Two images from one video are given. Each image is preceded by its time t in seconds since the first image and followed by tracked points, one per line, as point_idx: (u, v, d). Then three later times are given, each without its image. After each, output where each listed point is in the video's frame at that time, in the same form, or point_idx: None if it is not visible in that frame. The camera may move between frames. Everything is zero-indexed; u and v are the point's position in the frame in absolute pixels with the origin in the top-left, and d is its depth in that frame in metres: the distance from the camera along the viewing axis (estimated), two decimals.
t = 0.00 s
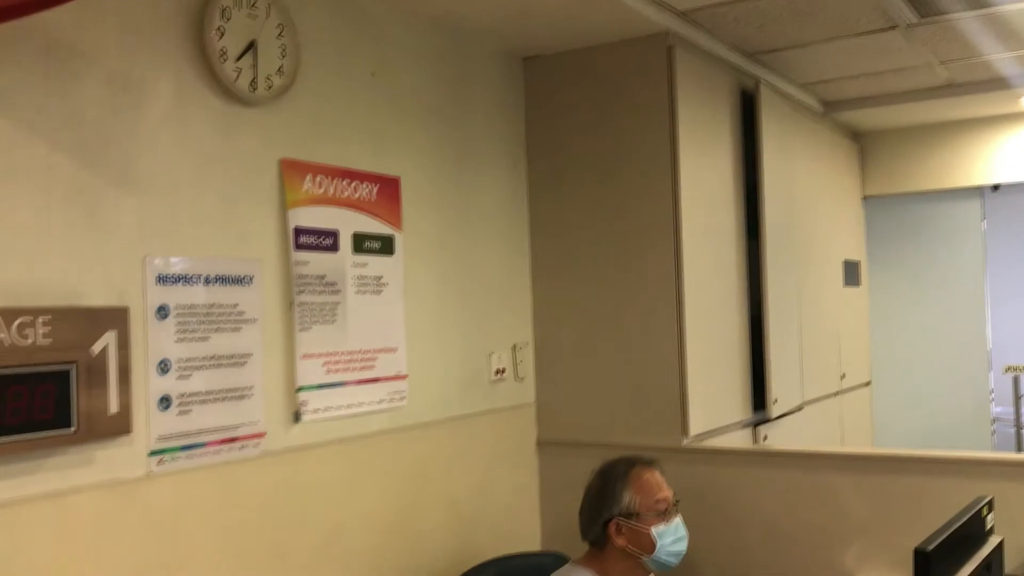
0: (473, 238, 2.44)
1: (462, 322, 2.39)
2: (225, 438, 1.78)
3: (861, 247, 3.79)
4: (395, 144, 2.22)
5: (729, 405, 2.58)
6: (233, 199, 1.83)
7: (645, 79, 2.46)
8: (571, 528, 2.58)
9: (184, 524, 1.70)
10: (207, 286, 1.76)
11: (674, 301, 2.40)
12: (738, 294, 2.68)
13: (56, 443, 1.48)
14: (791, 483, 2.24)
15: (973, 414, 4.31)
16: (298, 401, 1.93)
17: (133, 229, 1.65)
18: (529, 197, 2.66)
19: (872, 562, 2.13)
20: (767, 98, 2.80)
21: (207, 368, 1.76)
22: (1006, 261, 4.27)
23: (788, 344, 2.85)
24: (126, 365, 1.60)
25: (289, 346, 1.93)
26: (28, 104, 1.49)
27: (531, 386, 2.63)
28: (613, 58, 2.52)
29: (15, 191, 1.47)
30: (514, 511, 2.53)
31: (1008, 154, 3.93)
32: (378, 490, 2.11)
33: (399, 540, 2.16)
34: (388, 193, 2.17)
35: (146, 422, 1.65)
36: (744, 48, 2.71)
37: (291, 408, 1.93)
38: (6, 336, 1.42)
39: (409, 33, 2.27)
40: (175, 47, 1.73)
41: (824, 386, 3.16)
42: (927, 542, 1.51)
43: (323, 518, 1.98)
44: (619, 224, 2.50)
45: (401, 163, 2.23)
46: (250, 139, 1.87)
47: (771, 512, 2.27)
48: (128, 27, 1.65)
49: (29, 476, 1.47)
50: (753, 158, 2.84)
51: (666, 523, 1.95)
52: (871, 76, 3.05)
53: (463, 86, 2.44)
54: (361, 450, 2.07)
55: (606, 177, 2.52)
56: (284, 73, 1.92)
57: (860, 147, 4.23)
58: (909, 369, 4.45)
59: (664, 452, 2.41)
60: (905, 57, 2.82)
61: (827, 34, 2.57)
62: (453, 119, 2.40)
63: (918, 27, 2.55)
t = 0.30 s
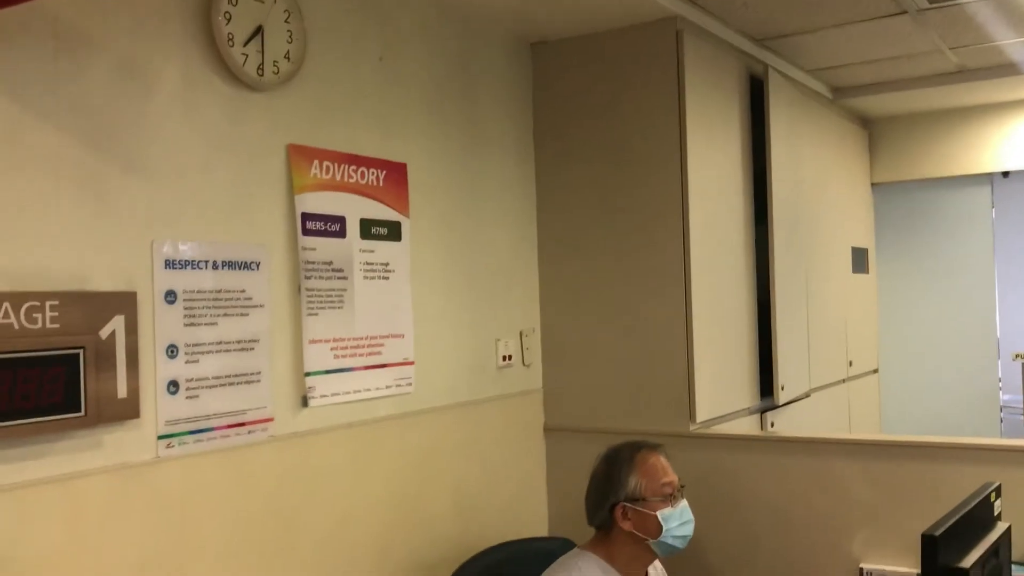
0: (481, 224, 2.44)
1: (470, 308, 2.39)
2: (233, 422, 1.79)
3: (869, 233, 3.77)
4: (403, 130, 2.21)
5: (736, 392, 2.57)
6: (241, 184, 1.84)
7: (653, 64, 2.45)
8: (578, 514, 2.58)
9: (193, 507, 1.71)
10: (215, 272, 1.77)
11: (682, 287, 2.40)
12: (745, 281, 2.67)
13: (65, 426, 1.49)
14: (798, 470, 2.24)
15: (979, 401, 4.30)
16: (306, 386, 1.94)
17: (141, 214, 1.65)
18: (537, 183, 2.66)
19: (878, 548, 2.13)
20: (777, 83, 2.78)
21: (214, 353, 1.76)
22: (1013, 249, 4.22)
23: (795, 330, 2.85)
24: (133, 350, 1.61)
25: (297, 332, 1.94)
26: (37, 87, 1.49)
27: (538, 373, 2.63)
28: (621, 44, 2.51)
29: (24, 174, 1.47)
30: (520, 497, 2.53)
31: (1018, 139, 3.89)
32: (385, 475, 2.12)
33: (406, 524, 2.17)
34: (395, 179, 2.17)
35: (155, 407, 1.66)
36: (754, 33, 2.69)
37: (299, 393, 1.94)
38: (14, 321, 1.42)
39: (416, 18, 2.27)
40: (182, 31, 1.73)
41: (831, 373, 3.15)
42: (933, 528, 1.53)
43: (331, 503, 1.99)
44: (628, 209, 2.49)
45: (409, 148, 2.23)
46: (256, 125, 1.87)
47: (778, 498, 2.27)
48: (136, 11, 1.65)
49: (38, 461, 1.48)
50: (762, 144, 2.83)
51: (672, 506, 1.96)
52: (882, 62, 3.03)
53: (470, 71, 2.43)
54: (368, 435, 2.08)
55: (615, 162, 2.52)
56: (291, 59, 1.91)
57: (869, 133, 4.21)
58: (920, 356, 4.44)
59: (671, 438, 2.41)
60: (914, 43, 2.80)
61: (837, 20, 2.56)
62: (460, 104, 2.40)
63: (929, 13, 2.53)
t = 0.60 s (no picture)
0: (486, 203, 2.43)
1: (475, 287, 2.38)
2: (238, 400, 1.79)
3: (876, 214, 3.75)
4: (407, 108, 2.20)
5: (741, 372, 2.57)
6: (245, 161, 1.83)
7: (659, 42, 2.43)
8: (583, 493, 2.59)
9: (199, 484, 1.72)
10: (219, 249, 1.76)
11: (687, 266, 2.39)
12: (752, 260, 2.66)
13: (70, 403, 1.49)
14: (803, 449, 2.24)
15: (987, 382, 4.30)
16: (311, 364, 1.94)
17: (145, 191, 1.64)
18: (542, 162, 2.64)
19: (882, 526, 2.13)
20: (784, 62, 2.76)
21: (219, 331, 1.76)
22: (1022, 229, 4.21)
23: (801, 310, 2.84)
24: (138, 327, 1.61)
25: (302, 309, 1.93)
26: (40, 62, 1.49)
27: (544, 352, 2.63)
28: (626, 22, 2.49)
29: (28, 150, 1.47)
30: (525, 476, 2.53)
31: None
32: (390, 453, 2.12)
33: (412, 502, 2.17)
34: (400, 157, 2.16)
35: (160, 384, 1.66)
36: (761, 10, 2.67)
37: (304, 371, 1.93)
38: (18, 297, 1.42)
39: None
40: (185, 7, 1.72)
41: (836, 354, 3.14)
42: (941, 504, 1.52)
43: (337, 480, 1.99)
44: (634, 187, 2.48)
45: (414, 126, 2.22)
46: (259, 102, 1.85)
47: (783, 477, 2.26)
48: None
49: (44, 437, 1.48)
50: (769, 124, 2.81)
51: (678, 485, 1.96)
52: (890, 40, 3.01)
53: (474, 50, 2.42)
54: (374, 414, 2.08)
55: (621, 141, 2.50)
56: (295, 36, 1.90)
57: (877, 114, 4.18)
58: (927, 336, 4.42)
59: (676, 417, 2.41)
60: (923, 21, 2.78)
61: None
62: (465, 82, 2.38)
63: None
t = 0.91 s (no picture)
0: (490, 177, 2.42)
1: (480, 262, 2.38)
2: (242, 373, 1.79)
3: (882, 189, 3.73)
4: (410, 80, 2.19)
5: (746, 346, 2.56)
6: (248, 133, 1.82)
7: (665, 13, 2.41)
8: (587, 467, 2.59)
9: (202, 455, 1.72)
10: (222, 221, 1.76)
11: (692, 241, 2.38)
12: (757, 235, 2.65)
13: (75, 374, 1.49)
14: (808, 423, 2.24)
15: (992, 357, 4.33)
16: (316, 338, 1.94)
17: (147, 162, 1.64)
18: (546, 137, 2.63)
19: (887, 499, 2.14)
20: (790, 35, 2.73)
21: (223, 303, 1.76)
22: None
23: (806, 285, 2.83)
24: (142, 300, 1.61)
25: (305, 283, 1.93)
26: (41, 31, 1.47)
27: (548, 328, 2.63)
28: None
29: (30, 120, 1.46)
30: (530, 450, 2.54)
31: None
32: (395, 426, 2.13)
33: (416, 475, 2.18)
34: (403, 130, 2.15)
35: (164, 356, 1.66)
36: None
37: (309, 345, 1.93)
38: (21, 268, 1.42)
39: None
40: None
41: (841, 329, 3.13)
42: (946, 475, 1.53)
43: (341, 452, 2.00)
44: (639, 161, 2.46)
45: (417, 99, 2.20)
46: (262, 74, 1.84)
47: (788, 451, 2.27)
48: None
49: (49, 408, 1.49)
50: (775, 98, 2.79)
51: (686, 464, 1.94)
52: (898, 13, 2.98)
53: (478, 22, 2.40)
54: (379, 387, 2.08)
55: (626, 114, 2.48)
56: (297, 8, 1.88)
57: (884, 90, 4.15)
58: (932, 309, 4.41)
59: (681, 392, 2.41)
60: None
61: None
62: (469, 55, 2.36)
63: None
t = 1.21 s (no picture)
0: (496, 146, 2.40)
1: (486, 232, 2.37)
2: (250, 342, 1.79)
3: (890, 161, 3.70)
4: (416, 47, 2.17)
5: (753, 317, 2.56)
6: (253, 100, 1.80)
7: None
8: (593, 437, 2.60)
9: (210, 422, 1.72)
10: (228, 189, 1.75)
11: (700, 211, 2.37)
12: (764, 206, 2.63)
13: (82, 342, 1.49)
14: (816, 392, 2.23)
15: (999, 325, 4.36)
16: (322, 307, 1.93)
17: (152, 129, 1.63)
18: (553, 106, 2.61)
19: (893, 467, 2.14)
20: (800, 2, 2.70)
21: (230, 272, 1.75)
22: None
23: (814, 255, 2.82)
24: (148, 268, 1.60)
25: (312, 252, 1.93)
26: None
27: (554, 299, 2.62)
28: None
29: (34, 85, 1.45)
30: (536, 421, 2.55)
31: None
32: (402, 395, 2.13)
33: (423, 444, 2.18)
34: (408, 98, 2.13)
35: (170, 324, 1.66)
36: None
37: (315, 314, 1.93)
38: (27, 235, 1.41)
39: None
40: None
41: (848, 300, 3.12)
42: (955, 442, 1.52)
43: (349, 421, 2.00)
44: (647, 131, 2.44)
45: (423, 66, 2.18)
46: (266, 40, 1.83)
47: (795, 421, 2.27)
48: None
49: (56, 375, 1.49)
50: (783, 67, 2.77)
51: (698, 461, 1.92)
52: None
53: None
54: (386, 356, 2.08)
55: (633, 83, 2.46)
56: None
57: (893, 61, 4.11)
58: (940, 279, 4.45)
59: (688, 362, 2.41)
60: None
61: None
62: (475, 21, 2.34)
63: None
